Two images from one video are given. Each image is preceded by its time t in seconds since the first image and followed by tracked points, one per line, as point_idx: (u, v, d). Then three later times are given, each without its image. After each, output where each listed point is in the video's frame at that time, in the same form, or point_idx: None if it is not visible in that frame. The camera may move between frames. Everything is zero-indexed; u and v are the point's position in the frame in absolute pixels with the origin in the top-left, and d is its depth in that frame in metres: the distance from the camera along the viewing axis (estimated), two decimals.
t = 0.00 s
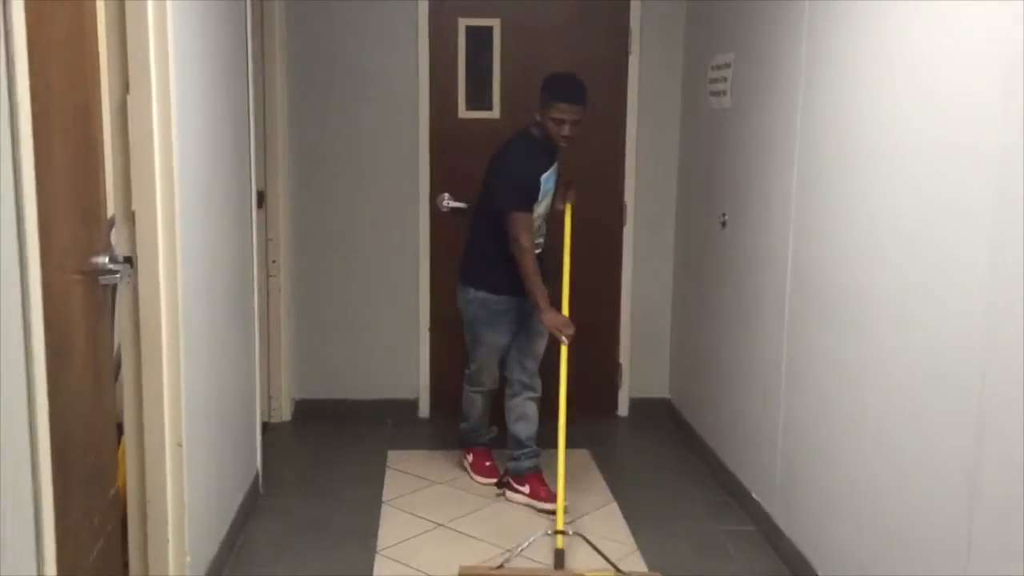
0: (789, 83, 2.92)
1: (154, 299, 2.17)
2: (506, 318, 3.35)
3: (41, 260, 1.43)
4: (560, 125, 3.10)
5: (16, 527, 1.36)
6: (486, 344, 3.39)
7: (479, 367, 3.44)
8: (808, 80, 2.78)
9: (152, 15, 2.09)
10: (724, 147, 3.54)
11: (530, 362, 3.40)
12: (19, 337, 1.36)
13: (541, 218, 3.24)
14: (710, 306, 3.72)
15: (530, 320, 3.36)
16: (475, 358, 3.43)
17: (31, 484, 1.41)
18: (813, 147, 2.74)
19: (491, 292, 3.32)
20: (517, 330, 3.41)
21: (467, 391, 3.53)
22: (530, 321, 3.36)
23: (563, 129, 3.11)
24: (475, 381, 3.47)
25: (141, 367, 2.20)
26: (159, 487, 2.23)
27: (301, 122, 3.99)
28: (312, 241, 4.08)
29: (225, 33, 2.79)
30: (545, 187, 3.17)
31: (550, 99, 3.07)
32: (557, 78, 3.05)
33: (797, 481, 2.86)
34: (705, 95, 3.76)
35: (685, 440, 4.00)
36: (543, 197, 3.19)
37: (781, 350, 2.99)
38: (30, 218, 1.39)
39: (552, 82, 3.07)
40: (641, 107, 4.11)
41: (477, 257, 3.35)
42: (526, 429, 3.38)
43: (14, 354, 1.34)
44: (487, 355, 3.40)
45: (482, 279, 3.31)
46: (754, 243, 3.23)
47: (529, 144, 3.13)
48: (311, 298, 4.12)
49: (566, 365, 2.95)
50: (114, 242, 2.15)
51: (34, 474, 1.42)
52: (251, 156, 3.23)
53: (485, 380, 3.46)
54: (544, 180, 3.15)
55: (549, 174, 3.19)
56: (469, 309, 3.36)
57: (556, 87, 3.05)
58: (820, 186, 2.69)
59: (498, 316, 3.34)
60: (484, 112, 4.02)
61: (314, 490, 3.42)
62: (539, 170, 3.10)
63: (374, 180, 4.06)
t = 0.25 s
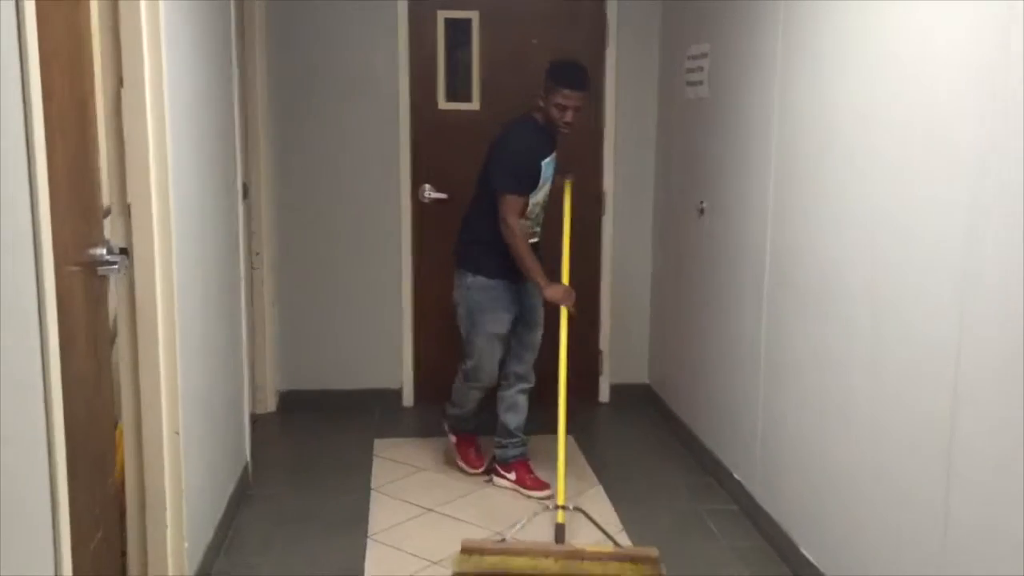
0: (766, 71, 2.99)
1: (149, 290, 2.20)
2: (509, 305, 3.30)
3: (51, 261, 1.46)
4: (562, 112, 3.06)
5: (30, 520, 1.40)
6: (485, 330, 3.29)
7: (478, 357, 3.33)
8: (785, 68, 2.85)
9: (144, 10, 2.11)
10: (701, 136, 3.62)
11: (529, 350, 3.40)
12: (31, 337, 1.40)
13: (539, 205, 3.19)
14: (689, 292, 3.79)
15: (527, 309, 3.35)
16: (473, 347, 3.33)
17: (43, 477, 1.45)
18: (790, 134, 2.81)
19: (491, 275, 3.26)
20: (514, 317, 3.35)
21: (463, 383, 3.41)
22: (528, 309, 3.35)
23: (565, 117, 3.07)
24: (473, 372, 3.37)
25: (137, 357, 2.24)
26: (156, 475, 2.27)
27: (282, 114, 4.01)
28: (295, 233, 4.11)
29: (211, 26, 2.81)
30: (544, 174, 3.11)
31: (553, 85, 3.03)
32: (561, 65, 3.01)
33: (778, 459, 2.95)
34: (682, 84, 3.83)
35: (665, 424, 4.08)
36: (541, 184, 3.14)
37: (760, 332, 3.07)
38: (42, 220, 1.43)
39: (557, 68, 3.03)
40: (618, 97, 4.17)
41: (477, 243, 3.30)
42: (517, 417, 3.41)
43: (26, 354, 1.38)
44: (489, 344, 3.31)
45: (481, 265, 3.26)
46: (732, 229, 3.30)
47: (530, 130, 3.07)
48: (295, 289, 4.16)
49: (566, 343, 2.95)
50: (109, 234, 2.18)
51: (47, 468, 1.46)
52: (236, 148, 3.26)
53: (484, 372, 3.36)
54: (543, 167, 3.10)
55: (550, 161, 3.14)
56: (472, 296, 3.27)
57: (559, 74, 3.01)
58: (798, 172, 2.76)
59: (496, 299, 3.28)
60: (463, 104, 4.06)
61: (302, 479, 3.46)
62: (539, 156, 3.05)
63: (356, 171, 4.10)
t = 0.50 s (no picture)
0: (730, 56, 3.07)
1: (130, 277, 2.23)
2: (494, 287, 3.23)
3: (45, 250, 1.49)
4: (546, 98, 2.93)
5: (31, 504, 1.44)
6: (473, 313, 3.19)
7: (467, 344, 3.19)
8: (748, 53, 2.93)
9: (122, 0, 2.13)
10: (665, 121, 3.69)
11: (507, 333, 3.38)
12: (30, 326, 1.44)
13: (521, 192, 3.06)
14: (655, 275, 3.88)
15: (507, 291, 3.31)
16: (460, 334, 3.19)
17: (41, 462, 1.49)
18: (754, 118, 2.89)
19: (475, 257, 3.17)
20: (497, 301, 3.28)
21: (451, 375, 3.23)
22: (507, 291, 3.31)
23: (548, 102, 2.94)
24: (462, 361, 3.20)
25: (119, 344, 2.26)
26: (139, 459, 2.30)
27: (249, 104, 4.02)
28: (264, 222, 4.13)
29: (181, 14, 2.83)
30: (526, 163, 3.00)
31: (536, 70, 2.89)
32: (546, 49, 2.87)
33: (744, 433, 3.05)
34: (646, 71, 3.90)
35: (633, 404, 4.17)
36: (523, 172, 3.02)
37: (726, 311, 3.16)
38: (37, 211, 1.46)
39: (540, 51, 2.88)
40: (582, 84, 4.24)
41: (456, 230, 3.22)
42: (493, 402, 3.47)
43: (25, 343, 1.42)
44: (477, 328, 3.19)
45: (463, 248, 3.16)
46: (698, 210, 3.39)
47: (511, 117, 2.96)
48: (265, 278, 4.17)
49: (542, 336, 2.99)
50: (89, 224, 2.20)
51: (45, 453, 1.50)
52: (206, 136, 3.27)
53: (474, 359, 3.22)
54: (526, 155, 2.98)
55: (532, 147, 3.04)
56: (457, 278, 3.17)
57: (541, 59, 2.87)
58: (761, 155, 2.85)
59: (483, 281, 3.20)
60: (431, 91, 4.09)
61: (278, 464, 3.49)
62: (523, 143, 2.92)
63: (324, 159, 4.12)
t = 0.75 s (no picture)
0: (704, 59, 3.14)
1: (114, 274, 2.25)
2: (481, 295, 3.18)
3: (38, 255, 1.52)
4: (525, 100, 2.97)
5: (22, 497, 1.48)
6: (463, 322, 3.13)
7: (456, 355, 3.13)
8: (721, 56, 3.00)
9: (107, 3, 2.16)
10: (641, 123, 3.76)
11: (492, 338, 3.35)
12: (21, 323, 1.47)
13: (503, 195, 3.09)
14: (632, 274, 3.94)
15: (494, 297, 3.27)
16: (448, 344, 3.13)
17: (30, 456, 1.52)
18: (728, 120, 2.96)
19: (462, 265, 3.11)
20: (483, 306, 3.22)
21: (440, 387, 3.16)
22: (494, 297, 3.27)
23: (527, 105, 2.98)
24: (451, 372, 3.14)
25: (104, 341, 2.29)
26: (123, 455, 2.33)
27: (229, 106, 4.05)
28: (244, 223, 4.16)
29: (163, 15, 2.85)
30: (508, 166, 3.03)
31: (515, 73, 2.94)
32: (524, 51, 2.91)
33: (719, 428, 3.12)
34: (623, 73, 3.96)
35: (610, 401, 4.24)
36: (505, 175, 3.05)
37: (701, 309, 3.23)
38: (31, 220, 1.50)
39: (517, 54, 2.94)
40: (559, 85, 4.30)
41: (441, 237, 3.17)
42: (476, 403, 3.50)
43: (19, 347, 1.46)
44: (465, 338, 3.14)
45: (450, 256, 3.11)
46: (673, 210, 3.45)
47: (491, 119, 2.99)
48: (245, 278, 4.20)
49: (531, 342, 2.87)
50: (74, 223, 2.22)
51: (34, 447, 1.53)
52: (188, 136, 3.29)
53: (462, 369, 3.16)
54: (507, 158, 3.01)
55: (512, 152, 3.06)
56: (444, 287, 3.11)
57: (519, 61, 2.91)
58: (735, 156, 2.92)
59: (470, 288, 3.14)
60: (410, 93, 4.14)
61: (260, 462, 3.52)
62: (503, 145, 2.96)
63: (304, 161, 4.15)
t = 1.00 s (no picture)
0: (694, 62, 3.20)
1: (117, 271, 2.31)
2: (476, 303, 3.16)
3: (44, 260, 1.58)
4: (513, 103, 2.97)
5: (28, 483, 1.52)
6: (457, 332, 3.11)
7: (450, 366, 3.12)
8: (711, 59, 3.06)
9: (110, 7, 2.22)
10: (634, 124, 3.82)
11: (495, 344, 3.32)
12: (26, 322, 1.52)
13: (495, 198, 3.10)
14: (625, 274, 4.00)
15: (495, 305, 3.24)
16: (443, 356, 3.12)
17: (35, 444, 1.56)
18: (718, 122, 3.02)
19: (453, 274, 3.10)
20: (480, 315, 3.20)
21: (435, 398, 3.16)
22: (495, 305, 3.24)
23: (516, 107, 2.98)
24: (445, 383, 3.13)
25: (107, 337, 2.35)
26: (126, 448, 2.38)
27: (227, 107, 4.10)
28: (242, 224, 4.21)
29: (164, 19, 2.91)
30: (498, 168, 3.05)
31: (505, 75, 2.94)
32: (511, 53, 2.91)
33: (709, 423, 3.18)
34: (616, 75, 4.02)
35: (604, 399, 4.30)
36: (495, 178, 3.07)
37: (692, 307, 3.29)
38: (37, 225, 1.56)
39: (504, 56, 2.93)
40: (553, 87, 4.34)
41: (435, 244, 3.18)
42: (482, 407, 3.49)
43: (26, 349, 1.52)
44: (459, 348, 3.12)
45: (441, 265, 3.10)
46: (665, 210, 3.52)
47: (480, 121, 3.01)
48: (243, 278, 4.25)
49: (521, 330, 2.90)
50: (77, 222, 2.28)
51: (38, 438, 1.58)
52: (188, 137, 3.35)
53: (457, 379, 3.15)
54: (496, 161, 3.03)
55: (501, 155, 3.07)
56: (435, 298, 3.10)
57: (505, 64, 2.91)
58: (724, 157, 2.99)
59: (462, 297, 3.12)
60: (406, 95, 4.19)
61: (258, 459, 3.57)
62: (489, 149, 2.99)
63: (301, 162, 4.20)
